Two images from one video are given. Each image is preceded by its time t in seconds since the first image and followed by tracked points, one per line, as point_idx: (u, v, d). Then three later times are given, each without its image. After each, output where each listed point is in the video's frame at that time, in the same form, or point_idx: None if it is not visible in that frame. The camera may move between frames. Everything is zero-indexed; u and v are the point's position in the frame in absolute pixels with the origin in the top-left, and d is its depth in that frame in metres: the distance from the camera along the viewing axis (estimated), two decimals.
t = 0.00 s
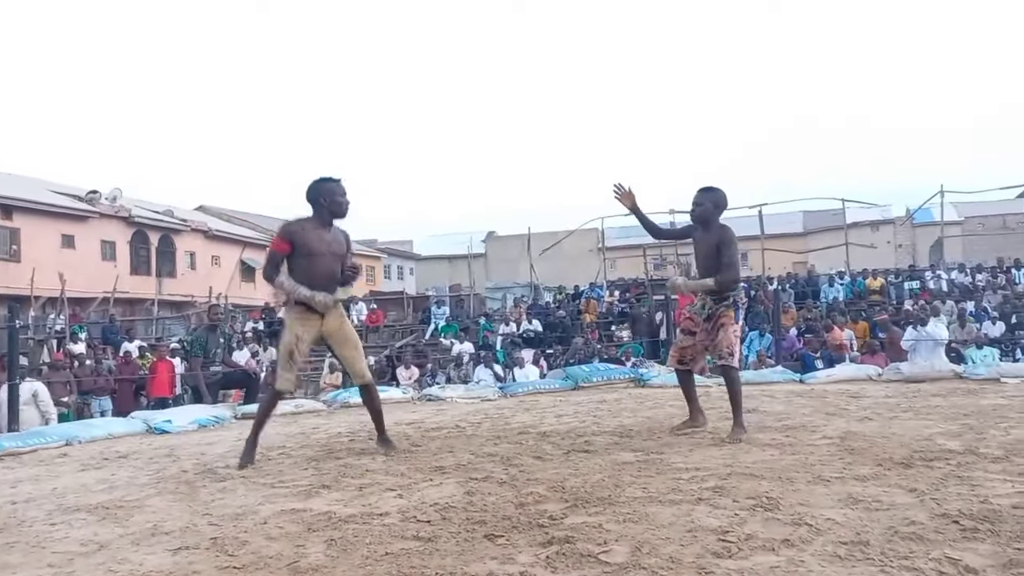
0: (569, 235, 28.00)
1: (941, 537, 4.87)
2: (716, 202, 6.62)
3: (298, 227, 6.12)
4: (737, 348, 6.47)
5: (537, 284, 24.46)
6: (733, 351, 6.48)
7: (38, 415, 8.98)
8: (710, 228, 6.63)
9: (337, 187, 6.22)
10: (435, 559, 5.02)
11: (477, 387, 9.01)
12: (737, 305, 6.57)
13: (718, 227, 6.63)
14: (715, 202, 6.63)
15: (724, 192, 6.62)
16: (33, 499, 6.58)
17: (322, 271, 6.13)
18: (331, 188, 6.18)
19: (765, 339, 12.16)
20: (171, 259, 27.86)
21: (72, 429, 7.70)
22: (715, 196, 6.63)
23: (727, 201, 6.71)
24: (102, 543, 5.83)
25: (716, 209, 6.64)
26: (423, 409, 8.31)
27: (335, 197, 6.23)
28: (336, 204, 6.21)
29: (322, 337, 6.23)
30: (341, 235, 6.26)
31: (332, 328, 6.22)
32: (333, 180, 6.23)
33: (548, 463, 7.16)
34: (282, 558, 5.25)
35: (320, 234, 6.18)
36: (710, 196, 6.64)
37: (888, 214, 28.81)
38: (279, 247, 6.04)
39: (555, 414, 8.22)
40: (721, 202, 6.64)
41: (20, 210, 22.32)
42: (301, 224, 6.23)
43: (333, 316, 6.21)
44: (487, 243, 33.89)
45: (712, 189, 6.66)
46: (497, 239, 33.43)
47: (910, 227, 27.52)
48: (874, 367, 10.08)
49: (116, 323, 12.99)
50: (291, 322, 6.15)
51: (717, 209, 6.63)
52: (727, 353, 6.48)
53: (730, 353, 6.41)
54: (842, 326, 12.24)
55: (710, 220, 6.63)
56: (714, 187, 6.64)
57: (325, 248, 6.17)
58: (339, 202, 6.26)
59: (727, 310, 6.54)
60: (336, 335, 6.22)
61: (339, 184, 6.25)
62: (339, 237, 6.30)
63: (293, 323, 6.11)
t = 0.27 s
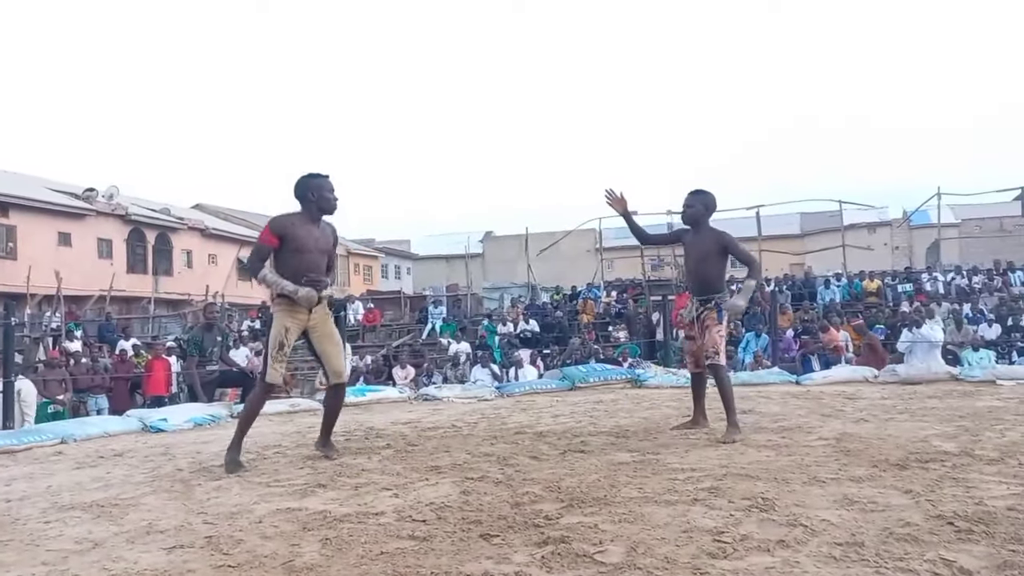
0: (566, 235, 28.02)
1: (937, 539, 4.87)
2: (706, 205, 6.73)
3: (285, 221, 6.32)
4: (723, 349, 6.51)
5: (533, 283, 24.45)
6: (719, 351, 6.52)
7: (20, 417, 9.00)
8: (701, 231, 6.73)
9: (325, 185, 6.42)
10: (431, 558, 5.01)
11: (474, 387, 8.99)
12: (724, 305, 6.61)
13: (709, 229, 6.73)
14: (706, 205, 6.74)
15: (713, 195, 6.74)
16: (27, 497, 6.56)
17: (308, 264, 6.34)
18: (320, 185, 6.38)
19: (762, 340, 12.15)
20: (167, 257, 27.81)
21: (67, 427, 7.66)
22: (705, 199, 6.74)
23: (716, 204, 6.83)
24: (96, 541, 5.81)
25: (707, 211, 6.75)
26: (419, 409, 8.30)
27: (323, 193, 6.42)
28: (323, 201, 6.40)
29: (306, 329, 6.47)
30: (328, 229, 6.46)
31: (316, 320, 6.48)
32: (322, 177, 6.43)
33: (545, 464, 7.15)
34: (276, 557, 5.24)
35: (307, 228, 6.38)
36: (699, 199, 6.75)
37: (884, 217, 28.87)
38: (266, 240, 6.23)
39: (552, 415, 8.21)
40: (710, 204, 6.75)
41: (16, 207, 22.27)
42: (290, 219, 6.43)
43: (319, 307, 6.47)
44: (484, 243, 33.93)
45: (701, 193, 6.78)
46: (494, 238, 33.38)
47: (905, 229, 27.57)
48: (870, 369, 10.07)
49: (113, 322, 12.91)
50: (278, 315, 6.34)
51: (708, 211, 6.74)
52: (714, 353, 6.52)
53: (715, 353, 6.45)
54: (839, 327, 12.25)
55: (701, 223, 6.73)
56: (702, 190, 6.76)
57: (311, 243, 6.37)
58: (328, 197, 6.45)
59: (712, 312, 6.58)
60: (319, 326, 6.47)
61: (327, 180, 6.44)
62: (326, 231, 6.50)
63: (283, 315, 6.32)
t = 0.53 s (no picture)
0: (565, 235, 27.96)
1: (935, 539, 4.88)
2: (704, 204, 6.83)
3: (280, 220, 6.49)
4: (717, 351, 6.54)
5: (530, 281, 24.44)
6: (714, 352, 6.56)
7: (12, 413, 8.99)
8: (698, 230, 6.79)
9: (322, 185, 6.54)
10: (430, 558, 5.02)
11: (471, 386, 8.99)
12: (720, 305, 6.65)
13: (706, 229, 6.80)
14: (703, 205, 6.83)
15: (711, 195, 6.84)
16: (25, 495, 6.58)
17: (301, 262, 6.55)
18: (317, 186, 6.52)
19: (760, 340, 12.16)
20: (166, 257, 27.85)
21: (64, 425, 7.69)
22: (703, 199, 6.84)
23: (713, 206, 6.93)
24: (93, 539, 5.83)
25: (704, 211, 6.83)
26: (417, 408, 8.31)
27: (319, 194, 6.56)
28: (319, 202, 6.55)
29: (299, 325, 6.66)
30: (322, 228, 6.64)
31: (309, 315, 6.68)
32: (320, 177, 6.56)
33: (543, 463, 7.16)
34: (275, 555, 5.26)
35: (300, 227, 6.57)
36: (697, 199, 6.85)
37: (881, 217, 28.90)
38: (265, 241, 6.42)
39: (549, 415, 8.22)
40: (708, 205, 6.85)
41: (14, 205, 22.34)
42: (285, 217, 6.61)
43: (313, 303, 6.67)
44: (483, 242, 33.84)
45: (699, 194, 6.88)
46: (492, 238, 33.12)
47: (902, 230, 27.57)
48: (868, 370, 10.07)
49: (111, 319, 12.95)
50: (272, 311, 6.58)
51: (705, 211, 6.83)
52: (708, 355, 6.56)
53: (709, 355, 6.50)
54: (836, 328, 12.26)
55: (698, 221, 6.81)
56: (700, 191, 6.87)
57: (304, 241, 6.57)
58: (323, 197, 6.61)
59: (707, 312, 6.63)
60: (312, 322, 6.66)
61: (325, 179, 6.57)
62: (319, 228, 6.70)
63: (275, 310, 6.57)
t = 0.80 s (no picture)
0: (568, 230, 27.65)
1: (952, 551, 4.61)
2: (715, 204, 6.46)
3: (272, 222, 6.27)
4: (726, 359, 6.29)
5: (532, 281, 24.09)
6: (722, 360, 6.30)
7: None
8: (709, 231, 6.46)
9: (316, 187, 6.33)
10: (428, 567, 4.77)
11: (471, 390, 8.79)
12: (729, 310, 6.37)
13: (716, 229, 6.46)
14: (714, 204, 6.46)
15: (723, 193, 6.48)
16: (10, 500, 6.37)
17: (292, 266, 6.31)
18: (311, 187, 6.30)
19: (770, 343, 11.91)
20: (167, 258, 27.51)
21: (52, 427, 7.48)
22: (714, 197, 6.47)
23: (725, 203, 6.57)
24: (83, 545, 5.60)
25: (715, 211, 6.48)
26: (415, 412, 8.08)
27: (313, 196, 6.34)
28: (313, 204, 6.33)
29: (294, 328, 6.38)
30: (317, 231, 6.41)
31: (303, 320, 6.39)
32: (314, 179, 6.35)
33: (546, 470, 6.85)
34: (269, 563, 5.03)
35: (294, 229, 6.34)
36: (708, 198, 6.48)
37: (898, 216, 28.46)
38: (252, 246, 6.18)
39: (552, 419, 7.97)
40: (720, 203, 6.48)
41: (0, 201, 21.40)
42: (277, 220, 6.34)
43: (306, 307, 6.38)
44: (482, 239, 33.07)
45: (710, 191, 6.51)
46: (492, 236, 32.71)
47: (920, 231, 27.17)
48: (884, 375, 9.76)
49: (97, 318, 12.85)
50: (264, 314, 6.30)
51: (717, 210, 6.48)
52: (716, 363, 6.30)
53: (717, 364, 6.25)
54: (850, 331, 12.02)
55: (708, 221, 6.48)
56: (711, 189, 6.50)
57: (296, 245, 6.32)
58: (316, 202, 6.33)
59: (716, 317, 6.34)
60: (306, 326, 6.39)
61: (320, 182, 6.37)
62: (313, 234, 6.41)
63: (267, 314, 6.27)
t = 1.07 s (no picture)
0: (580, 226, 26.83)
1: None
2: (714, 191, 5.61)
3: (248, 209, 5.28)
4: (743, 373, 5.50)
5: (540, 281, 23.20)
6: (738, 375, 5.51)
7: None
8: (708, 222, 5.60)
9: (299, 171, 5.35)
10: None
11: (473, 401, 8.35)
12: (738, 314, 5.54)
13: (717, 220, 5.60)
14: (712, 191, 5.62)
15: (723, 179, 5.62)
16: None
17: (270, 260, 5.27)
18: (292, 171, 5.33)
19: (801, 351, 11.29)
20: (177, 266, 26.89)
21: (7, 440, 6.86)
22: (711, 184, 5.63)
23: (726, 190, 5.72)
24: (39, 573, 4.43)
25: (713, 199, 5.62)
26: (408, 429, 7.40)
27: (296, 182, 5.36)
28: (295, 190, 5.33)
29: (274, 328, 5.34)
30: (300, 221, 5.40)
31: (284, 320, 5.34)
32: (297, 163, 5.38)
33: (553, 489, 5.52)
34: None
35: (274, 219, 5.33)
36: (707, 184, 5.64)
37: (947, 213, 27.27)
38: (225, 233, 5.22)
39: (560, 434, 7.23)
40: (719, 190, 5.63)
41: None
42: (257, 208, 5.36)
43: (285, 308, 5.31)
44: (485, 234, 31.82)
45: (709, 177, 5.67)
46: (493, 229, 31.79)
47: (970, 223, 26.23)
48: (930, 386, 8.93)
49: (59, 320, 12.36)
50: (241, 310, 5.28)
51: (716, 198, 5.62)
52: (732, 378, 5.50)
53: (736, 381, 5.45)
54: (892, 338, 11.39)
55: (708, 211, 5.61)
56: (711, 175, 5.64)
57: (276, 236, 5.30)
58: (298, 187, 5.33)
59: (728, 325, 5.52)
60: (288, 329, 5.35)
61: (304, 166, 5.39)
62: (298, 225, 5.39)
63: (241, 312, 5.25)
